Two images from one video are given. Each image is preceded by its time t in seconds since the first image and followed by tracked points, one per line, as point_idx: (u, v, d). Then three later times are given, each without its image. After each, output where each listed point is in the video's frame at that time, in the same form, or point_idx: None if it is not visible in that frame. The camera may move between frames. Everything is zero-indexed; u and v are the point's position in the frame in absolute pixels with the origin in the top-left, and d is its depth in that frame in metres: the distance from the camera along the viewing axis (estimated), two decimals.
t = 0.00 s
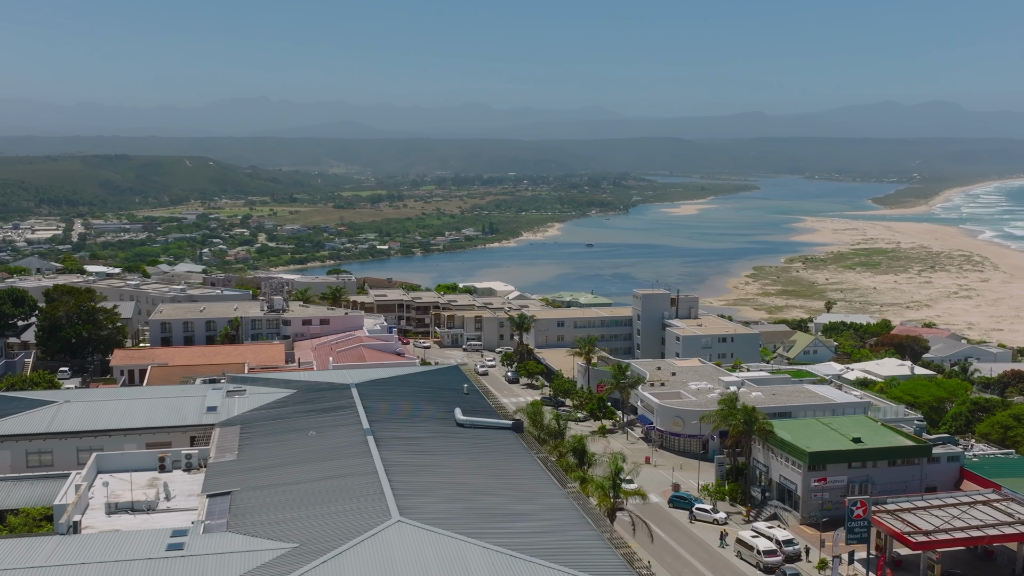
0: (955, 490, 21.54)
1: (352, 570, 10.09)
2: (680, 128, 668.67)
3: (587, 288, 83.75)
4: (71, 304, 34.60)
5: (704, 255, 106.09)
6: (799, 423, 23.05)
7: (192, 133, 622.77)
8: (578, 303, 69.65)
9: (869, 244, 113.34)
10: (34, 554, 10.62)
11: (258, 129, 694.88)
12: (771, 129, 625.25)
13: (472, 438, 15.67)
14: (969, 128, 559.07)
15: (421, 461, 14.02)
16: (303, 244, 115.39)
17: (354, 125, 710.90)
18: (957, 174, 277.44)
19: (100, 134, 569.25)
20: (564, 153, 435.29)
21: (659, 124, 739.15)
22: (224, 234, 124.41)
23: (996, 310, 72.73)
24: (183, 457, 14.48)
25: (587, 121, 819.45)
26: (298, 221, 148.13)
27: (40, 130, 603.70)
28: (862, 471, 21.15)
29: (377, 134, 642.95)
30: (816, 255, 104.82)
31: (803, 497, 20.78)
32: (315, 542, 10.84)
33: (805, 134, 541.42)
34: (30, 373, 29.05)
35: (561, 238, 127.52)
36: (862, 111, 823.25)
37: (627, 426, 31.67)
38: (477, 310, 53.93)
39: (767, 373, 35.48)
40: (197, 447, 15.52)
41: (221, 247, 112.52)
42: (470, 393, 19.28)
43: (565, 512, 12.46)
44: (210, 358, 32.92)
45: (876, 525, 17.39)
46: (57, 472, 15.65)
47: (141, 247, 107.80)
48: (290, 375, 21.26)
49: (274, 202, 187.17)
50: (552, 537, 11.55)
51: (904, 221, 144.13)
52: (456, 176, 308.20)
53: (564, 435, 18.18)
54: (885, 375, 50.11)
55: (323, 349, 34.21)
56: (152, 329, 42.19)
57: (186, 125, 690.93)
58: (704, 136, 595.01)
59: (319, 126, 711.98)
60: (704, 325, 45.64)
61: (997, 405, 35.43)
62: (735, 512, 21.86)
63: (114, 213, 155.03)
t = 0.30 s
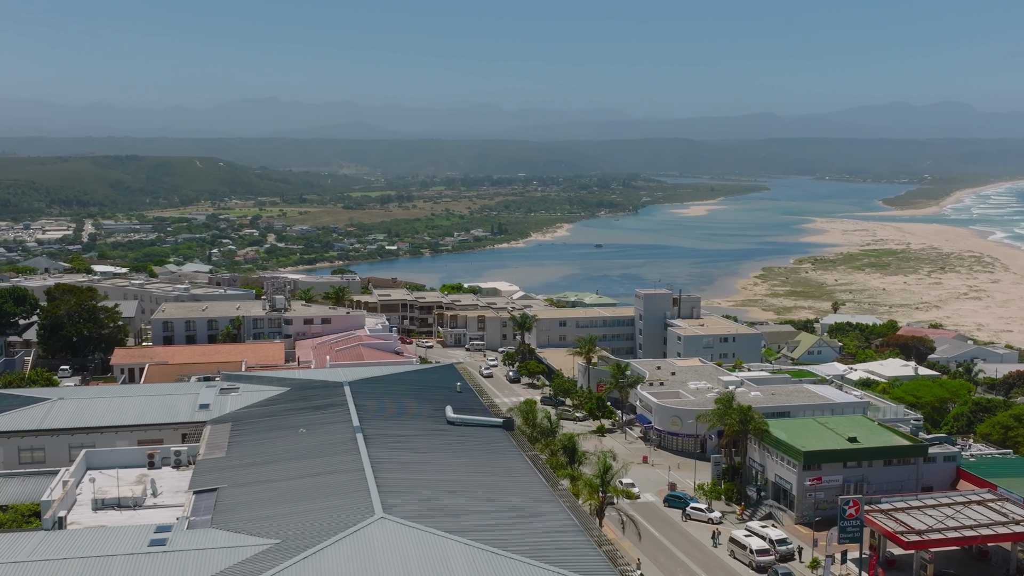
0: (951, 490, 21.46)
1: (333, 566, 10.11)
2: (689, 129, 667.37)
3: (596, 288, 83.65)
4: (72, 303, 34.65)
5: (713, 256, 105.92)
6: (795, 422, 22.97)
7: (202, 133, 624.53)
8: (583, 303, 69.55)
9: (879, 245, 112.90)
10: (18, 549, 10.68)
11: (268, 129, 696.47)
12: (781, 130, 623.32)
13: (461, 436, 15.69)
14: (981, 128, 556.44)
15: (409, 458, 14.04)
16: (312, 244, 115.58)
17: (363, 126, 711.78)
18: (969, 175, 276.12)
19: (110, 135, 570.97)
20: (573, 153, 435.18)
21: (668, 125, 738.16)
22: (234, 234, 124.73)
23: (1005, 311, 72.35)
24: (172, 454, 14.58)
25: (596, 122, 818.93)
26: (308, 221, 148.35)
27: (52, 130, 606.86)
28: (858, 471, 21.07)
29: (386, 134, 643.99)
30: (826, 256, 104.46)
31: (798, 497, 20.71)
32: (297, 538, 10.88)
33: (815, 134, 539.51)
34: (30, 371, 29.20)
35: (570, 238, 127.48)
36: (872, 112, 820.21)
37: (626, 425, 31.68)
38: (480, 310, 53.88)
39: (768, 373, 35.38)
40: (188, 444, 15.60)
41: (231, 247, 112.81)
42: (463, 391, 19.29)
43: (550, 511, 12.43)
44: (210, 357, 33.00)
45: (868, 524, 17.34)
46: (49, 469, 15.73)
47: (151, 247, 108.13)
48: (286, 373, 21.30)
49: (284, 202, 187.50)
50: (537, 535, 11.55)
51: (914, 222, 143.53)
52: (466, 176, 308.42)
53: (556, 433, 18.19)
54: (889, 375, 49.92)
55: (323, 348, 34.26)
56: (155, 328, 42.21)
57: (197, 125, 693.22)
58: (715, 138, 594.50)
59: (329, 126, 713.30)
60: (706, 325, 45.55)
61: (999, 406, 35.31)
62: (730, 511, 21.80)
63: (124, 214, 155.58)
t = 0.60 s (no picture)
0: (948, 490, 21.38)
1: (314, 562, 10.11)
2: (698, 130, 666.05)
3: (604, 289, 83.63)
4: (73, 302, 34.74)
5: (722, 257, 105.78)
6: (792, 422, 22.88)
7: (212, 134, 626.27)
8: (588, 303, 69.51)
9: (889, 246, 112.41)
10: (3, 543, 10.71)
11: (277, 130, 698.14)
12: (791, 131, 621.66)
13: (450, 434, 15.72)
14: (993, 128, 553.38)
15: (397, 455, 14.06)
16: (321, 244, 115.84)
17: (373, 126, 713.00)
18: (981, 176, 274.59)
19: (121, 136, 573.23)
20: (583, 154, 435.06)
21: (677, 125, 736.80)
22: (244, 235, 125.08)
23: (1015, 312, 71.96)
24: (161, 451, 14.68)
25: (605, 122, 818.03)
26: (317, 222, 148.68)
27: (64, 131, 609.69)
28: (853, 470, 21.02)
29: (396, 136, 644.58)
30: (836, 257, 104.12)
31: (793, 496, 20.64)
32: (279, 534, 10.90)
33: (825, 135, 537.71)
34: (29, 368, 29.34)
35: (579, 239, 127.50)
36: (883, 112, 817.35)
37: (624, 425, 31.66)
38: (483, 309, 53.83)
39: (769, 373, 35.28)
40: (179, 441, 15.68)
41: (240, 247, 113.20)
42: (457, 390, 19.29)
43: (534, 509, 12.44)
44: (210, 355, 33.04)
45: (860, 524, 17.26)
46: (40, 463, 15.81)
47: (161, 247, 108.44)
48: (280, 372, 21.34)
49: (294, 203, 187.91)
50: (521, 533, 11.54)
51: (925, 223, 142.82)
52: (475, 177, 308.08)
53: (549, 431, 18.18)
54: (893, 375, 49.69)
55: (322, 347, 34.26)
56: (157, 327, 42.27)
57: (207, 126, 695.20)
58: (725, 139, 592.98)
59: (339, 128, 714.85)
60: (708, 324, 45.46)
61: (1002, 405, 35.11)
62: (725, 510, 21.77)
63: (135, 214, 156.30)
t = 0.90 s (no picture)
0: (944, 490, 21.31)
1: (293, 559, 10.13)
2: (707, 131, 664.80)
3: (612, 290, 83.52)
4: (75, 301, 34.84)
5: (731, 258, 105.45)
6: (788, 422, 22.83)
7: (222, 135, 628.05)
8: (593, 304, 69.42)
9: (900, 248, 111.94)
10: None
11: (287, 132, 699.80)
12: (801, 132, 620.10)
13: (441, 432, 15.74)
14: (1006, 129, 550.58)
15: (386, 453, 14.05)
16: (330, 245, 116.01)
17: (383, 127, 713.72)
18: (994, 177, 273.22)
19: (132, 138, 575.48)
20: (593, 155, 434.56)
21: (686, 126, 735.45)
22: (253, 236, 125.37)
23: None
24: (151, 449, 14.70)
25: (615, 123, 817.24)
26: (327, 223, 148.90)
27: (76, 133, 612.68)
28: (848, 471, 20.96)
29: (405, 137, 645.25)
30: (846, 259, 103.71)
31: (789, 496, 20.57)
32: (261, 531, 10.92)
33: (836, 137, 535.90)
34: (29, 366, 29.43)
35: (588, 240, 127.39)
36: (893, 113, 814.49)
37: (624, 425, 31.62)
38: (486, 310, 53.79)
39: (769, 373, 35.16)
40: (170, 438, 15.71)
41: (250, 248, 113.44)
42: (450, 389, 19.29)
43: (519, 508, 12.43)
44: (209, 355, 33.09)
45: (853, 524, 17.19)
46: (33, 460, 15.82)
47: (171, 248, 108.90)
48: (276, 371, 21.34)
49: (304, 204, 188.16)
50: (504, 531, 11.54)
51: (936, 224, 142.05)
52: (485, 179, 308.02)
53: (541, 430, 18.16)
54: (897, 377, 49.51)
55: (322, 347, 34.28)
56: (160, 327, 42.39)
57: (217, 127, 696.83)
58: (735, 140, 591.46)
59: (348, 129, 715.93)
60: (711, 325, 45.38)
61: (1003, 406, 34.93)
62: (720, 509, 21.69)
63: (146, 215, 156.83)
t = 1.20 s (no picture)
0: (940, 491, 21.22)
1: (273, 555, 10.13)
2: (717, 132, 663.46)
3: (621, 290, 83.45)
4: (77, 300, 35.00)
5: (740, 258, 105.14)
6: (785, 421, 22.76)
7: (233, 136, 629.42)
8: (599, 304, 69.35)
9: (911, 249, 111.46)
10: None
11: (298, 133, 701.19)
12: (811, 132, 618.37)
13: (432, 430, 15.75)
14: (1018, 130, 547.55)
15: (374, 451, 14.06)
16: (340, 245, 116.15)
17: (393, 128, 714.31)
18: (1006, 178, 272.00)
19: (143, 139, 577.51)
20: (603, 155, 434.05)
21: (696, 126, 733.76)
22: (263, 236, 125.61)
23: None
24: (141, 445, 14.76)
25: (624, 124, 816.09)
26: (337, 224, 149.05)
27: (88, 133, 614.81)
28: (844, 470, 20.89)
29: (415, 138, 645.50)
30: (856, 259, 103.31)
31: (784, 496, 20.49)
32: (246, 527, 10.95)
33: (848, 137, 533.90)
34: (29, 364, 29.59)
35: (597, 241, 127.20)
36: (905, 114, 811.44)
37: (622, 424, 31.58)
38: (490, 309, 53.72)
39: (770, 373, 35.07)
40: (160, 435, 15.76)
41: (260, 249, 113.66)
42: (443, 388, 19.30)
43: (505, 507, 12.42)
44: (209, 353, 33.18)
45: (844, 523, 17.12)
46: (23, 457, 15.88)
47: (181, 248, 109.22)
48: (271, 369, 21.37)
49: (314, 205, 188.38)
50: (488, 529, 11.53)
51: (948, 225, 141.34)
52: (495, 179, 307.83)
53: (533, 428, 18.16)
54: (901, 377, 49.31)
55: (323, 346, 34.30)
56: (162, 326, 42.59)
57: (227, 128, 698.35)
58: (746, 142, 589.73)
59: (358, 129, 716.62)
60: (713, 325, 45.27)
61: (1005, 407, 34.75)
62: (716, 509, 21.61)
63: (156, 215, 157.30)
